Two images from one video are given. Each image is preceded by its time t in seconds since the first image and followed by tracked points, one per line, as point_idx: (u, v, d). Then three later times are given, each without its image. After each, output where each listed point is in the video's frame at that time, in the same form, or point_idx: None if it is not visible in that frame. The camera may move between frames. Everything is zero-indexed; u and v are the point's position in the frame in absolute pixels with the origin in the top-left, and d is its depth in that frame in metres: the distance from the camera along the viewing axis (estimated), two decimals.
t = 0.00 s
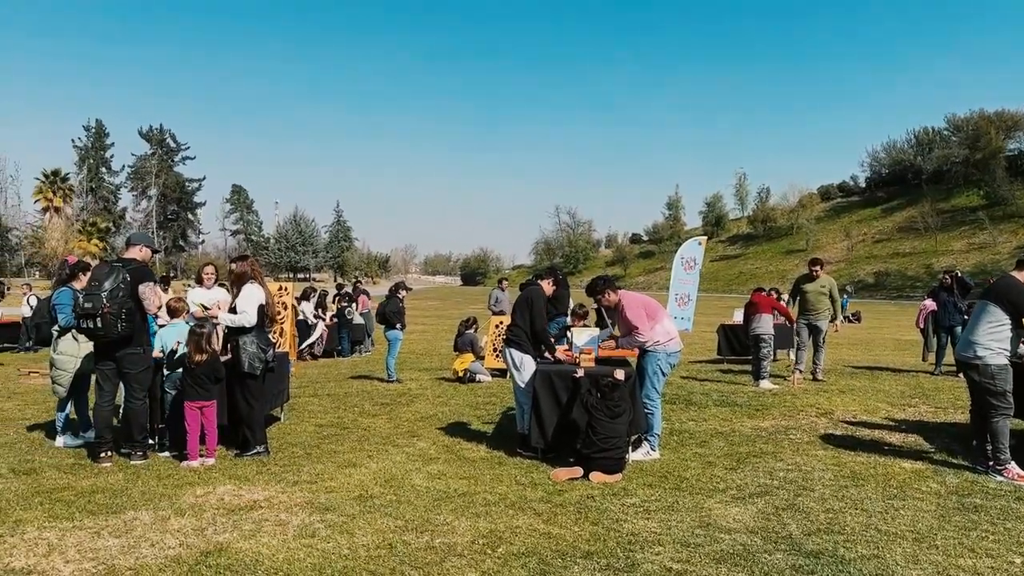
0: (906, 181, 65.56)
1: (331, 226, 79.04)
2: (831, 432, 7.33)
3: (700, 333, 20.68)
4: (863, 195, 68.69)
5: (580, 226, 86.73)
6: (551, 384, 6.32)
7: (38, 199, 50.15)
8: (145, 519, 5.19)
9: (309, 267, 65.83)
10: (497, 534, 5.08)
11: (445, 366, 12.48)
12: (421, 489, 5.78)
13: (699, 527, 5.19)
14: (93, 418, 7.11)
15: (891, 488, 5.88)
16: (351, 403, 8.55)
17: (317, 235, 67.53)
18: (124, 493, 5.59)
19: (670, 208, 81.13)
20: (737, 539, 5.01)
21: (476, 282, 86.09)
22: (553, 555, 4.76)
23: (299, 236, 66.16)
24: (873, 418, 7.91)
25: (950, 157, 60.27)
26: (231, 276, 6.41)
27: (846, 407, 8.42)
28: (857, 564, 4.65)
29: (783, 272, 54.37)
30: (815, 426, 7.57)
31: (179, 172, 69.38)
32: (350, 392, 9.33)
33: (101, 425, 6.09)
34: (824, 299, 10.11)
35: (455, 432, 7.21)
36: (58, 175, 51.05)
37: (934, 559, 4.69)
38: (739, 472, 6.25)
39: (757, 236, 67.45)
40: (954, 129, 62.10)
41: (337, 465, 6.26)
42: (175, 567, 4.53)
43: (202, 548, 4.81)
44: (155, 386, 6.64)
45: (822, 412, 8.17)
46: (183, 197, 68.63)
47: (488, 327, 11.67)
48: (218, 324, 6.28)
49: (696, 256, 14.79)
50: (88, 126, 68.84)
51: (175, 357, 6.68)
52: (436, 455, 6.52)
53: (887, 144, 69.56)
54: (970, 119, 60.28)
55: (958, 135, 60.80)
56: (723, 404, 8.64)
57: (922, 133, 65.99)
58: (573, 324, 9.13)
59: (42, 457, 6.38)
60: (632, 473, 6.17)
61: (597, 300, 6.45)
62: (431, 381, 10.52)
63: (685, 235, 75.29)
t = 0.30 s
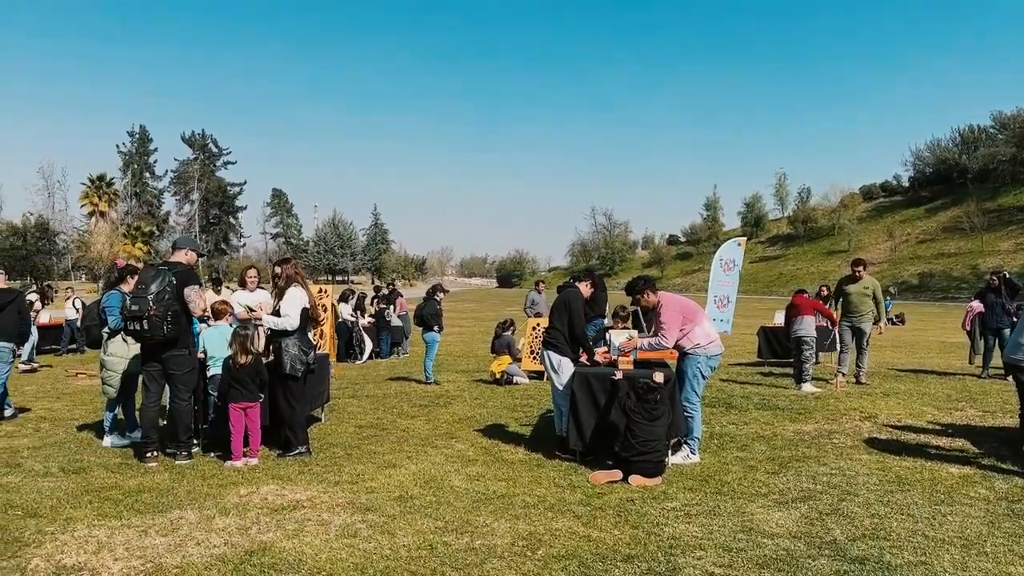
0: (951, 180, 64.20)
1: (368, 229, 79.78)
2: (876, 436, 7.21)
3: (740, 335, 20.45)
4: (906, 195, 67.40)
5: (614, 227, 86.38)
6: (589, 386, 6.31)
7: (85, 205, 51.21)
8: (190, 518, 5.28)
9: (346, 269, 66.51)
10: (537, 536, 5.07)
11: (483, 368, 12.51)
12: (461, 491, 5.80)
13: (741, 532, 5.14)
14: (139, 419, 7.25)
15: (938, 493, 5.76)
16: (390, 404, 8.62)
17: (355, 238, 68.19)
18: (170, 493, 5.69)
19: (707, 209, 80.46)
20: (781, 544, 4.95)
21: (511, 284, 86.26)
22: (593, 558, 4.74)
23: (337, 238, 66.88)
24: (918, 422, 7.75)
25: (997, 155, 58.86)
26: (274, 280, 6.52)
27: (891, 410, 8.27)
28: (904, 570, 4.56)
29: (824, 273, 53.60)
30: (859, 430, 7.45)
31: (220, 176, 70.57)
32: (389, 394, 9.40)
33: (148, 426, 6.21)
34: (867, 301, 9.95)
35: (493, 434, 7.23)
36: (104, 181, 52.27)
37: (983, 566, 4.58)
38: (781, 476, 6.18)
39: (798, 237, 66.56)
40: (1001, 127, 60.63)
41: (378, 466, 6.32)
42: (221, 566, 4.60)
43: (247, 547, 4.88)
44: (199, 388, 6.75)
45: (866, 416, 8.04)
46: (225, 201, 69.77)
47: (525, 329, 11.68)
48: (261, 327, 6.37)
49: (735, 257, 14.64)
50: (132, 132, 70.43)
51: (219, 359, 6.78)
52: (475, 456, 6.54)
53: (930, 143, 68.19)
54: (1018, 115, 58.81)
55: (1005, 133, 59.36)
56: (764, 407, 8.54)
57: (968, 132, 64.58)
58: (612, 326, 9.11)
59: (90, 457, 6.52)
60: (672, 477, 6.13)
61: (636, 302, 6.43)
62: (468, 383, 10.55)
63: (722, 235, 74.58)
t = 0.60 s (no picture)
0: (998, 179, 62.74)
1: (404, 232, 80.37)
2: (921, 441, 7.06)
3: (780, 338, 20.20)
4: (951, 195, 65.96)
5: (649, 229, 85.90)
6: (628, 389, 6.28)
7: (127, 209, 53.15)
8: (233, 517, 5.36)
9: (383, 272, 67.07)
10: (576, 539, 5.06)
11: (520, 370, 12.53)
12: (499, 492, 5.81)
13: (784, 537, 5.07)
14: (183, 419, 7.38)
15: (987, 499, 5.62)
16: (428, 406, 8.67)
17: (392, 241, 68.71)
18: (214, 492, 5.78)
19: (747, 210, 79.62)
20: (824, 549, 4.87)
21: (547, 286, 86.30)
22: (633, 562, 4.71)
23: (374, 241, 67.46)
24: (966, 427, 7.58)
25: None
26: (316, 282, 6.63)
27: (937, 414, 8.10)
28: None
29: (866, 275, 52.76)
30: (904, 434, 7.31)
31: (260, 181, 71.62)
32: (427, 395, 9.46)
33: (192, 426, 6.31)
34: (911, 303, 9.77)
35: (530, 436, 7.23)
36: (147, 184, 53.80)
37: None
38: (824, 481, 6.08)
39: (838, 238, 65.58)
40: None
41: (417, 467, 6.35)
42: (265, 564, 4.66)
43: (289, 546, 4.93)
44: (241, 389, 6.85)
45: (911, 419, 7.89)
46: (265, 204, 70.76)
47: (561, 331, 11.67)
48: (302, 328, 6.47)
49: (775, 258, 14.46)
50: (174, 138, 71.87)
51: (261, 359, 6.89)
52: (513, 458, 6.55)
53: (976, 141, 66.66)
54: None
55: None
56: (806, 410, 8.43)
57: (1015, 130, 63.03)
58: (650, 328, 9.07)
59: (136, 457, 6.65)
60: (712, 480, 6.07)
61: (673, 304, 6.40)
62: (505, 384, 10.57)
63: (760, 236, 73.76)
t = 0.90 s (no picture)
0: None
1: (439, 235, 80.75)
2: (967, 445, 6.91)
3: (821, 340, 19.92)
4: (996, 194, 64.44)
5: (683, 230, 85.28)
6: (666, 391, 6.23)
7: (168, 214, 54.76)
8: (275, 517, 5.42)
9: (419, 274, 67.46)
10: (615, 542, 5.02)
11: (556, 372, 12.52)
12: (537, 494, 5.80)
13: (826, 542, 4.99)
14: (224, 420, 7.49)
15: None
16: (465, 408, 8.69)
17: (427, 243, 69.09)
18: (255, 492, 5.85)
19: (786, 211, 78.65)
20: (869, 554, 4.79)
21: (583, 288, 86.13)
22: (673, 566, 4.67)
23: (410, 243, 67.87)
24: (1014, 431, 7.40)
25: None
26: (356, 284, 6.72)
27: (983, 418, 7.92)
28: None
29: (909, 276, 51.80)
30: (949, 438, 7.16)
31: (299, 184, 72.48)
32: (463, 397, 9.48)
33: (235, 427, 6.41)
34: (955, 304, 9.59)
35: (567, 439, 7.21)
36: (188, 188, 54.95)
37: None
38: (867, 485, 5.98)
39: (880, 239, 64.51)
40: None
41: (454, 468, 6.37)
42: (306, 564, 4.71)
43: (330, 546, 4.98)
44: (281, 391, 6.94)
45: (957, 423, 7.72)
46: (303, 208, 71.54)
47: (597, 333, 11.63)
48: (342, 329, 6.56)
49: (815, 259, 14.28)
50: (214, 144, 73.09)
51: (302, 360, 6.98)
52: (550, 460, 6.54)
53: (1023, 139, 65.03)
54: None
55: None
56: (847, 414, 8.29)
57: None
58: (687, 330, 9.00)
59: (180, 456, 6.77)
60: (753, 484, 6.00)
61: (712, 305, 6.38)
62: (541, 386, 10.56)
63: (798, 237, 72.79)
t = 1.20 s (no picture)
0: None
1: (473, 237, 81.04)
2: (1014, 450, 6.74)
3: (861, 343, 19.60)
4: None
5: (716, 231, 84.55)
6: (705, 395, 6.18)
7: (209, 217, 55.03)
8: (314, 517, 5.48)
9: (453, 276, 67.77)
10: (653, 546, 4.97)
11: (591, 374, 12.49)
12: (573, 497, 5.78)
13: (869, 547, 4.90)
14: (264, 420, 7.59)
15: None
16: (500, 410, 8.70)
17: (462, 245, 69.41)
18: (294, 492, 5.91)
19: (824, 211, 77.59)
20: (913, 560, 4.69)
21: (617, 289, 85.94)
22: (712, 570, 4.61)
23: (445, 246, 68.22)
24: None
25: None
26: (392, 286, 6.80)
27: None
28: None
29: (952, 277, 50.81)
30: (995, 443, 7.00)
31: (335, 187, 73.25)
32: (498, 399, 9.50)
33: (274, 427, 6.49)
34: (1001, 305, 9.39)
35: (603, 441, 7.18)
36: (227, 192, 55.78)
37: None
38: (910, 490, 5.87)
39: (921, 240, 63.33)
40: None
41: (490, 470, 6.38)
42: (345, 564, 4.74)
43: (369, 546, 5.01)
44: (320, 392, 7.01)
45: (1004, 428, 7.54)
46: (339, 211, 72.25)
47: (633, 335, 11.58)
48: (378, 330, 6.64)
49: (855, 260, 14.02)
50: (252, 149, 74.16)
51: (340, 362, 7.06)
52: (586, 463, 6.53)
53: None
54: None
55: None
56: (889, 418, 8.15)
57: None
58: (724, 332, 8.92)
59: (221, 456, 6.87)
60: (793, 489, 5.93)
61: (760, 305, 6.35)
62: (576, 388, 10.55)
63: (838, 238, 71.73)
